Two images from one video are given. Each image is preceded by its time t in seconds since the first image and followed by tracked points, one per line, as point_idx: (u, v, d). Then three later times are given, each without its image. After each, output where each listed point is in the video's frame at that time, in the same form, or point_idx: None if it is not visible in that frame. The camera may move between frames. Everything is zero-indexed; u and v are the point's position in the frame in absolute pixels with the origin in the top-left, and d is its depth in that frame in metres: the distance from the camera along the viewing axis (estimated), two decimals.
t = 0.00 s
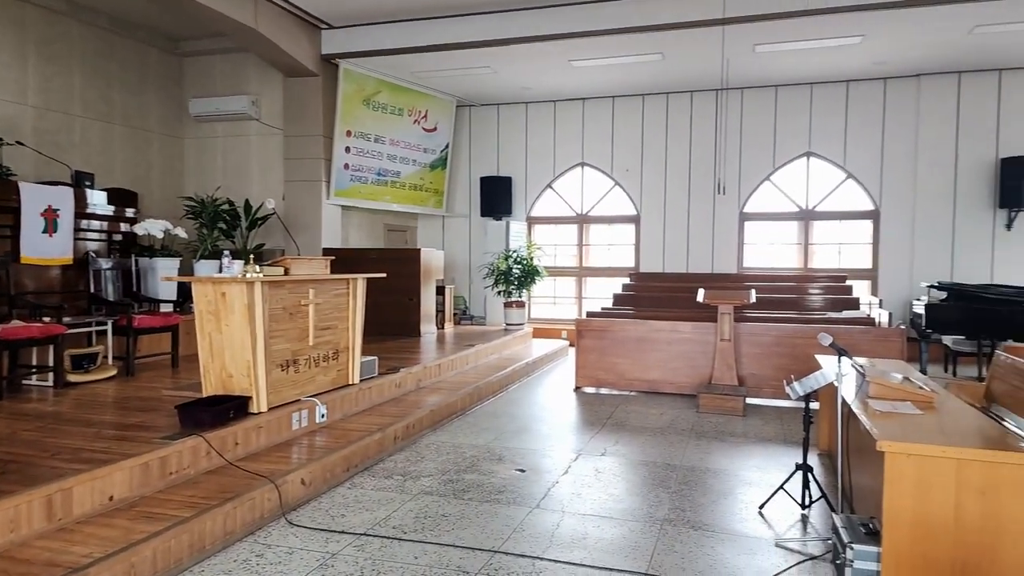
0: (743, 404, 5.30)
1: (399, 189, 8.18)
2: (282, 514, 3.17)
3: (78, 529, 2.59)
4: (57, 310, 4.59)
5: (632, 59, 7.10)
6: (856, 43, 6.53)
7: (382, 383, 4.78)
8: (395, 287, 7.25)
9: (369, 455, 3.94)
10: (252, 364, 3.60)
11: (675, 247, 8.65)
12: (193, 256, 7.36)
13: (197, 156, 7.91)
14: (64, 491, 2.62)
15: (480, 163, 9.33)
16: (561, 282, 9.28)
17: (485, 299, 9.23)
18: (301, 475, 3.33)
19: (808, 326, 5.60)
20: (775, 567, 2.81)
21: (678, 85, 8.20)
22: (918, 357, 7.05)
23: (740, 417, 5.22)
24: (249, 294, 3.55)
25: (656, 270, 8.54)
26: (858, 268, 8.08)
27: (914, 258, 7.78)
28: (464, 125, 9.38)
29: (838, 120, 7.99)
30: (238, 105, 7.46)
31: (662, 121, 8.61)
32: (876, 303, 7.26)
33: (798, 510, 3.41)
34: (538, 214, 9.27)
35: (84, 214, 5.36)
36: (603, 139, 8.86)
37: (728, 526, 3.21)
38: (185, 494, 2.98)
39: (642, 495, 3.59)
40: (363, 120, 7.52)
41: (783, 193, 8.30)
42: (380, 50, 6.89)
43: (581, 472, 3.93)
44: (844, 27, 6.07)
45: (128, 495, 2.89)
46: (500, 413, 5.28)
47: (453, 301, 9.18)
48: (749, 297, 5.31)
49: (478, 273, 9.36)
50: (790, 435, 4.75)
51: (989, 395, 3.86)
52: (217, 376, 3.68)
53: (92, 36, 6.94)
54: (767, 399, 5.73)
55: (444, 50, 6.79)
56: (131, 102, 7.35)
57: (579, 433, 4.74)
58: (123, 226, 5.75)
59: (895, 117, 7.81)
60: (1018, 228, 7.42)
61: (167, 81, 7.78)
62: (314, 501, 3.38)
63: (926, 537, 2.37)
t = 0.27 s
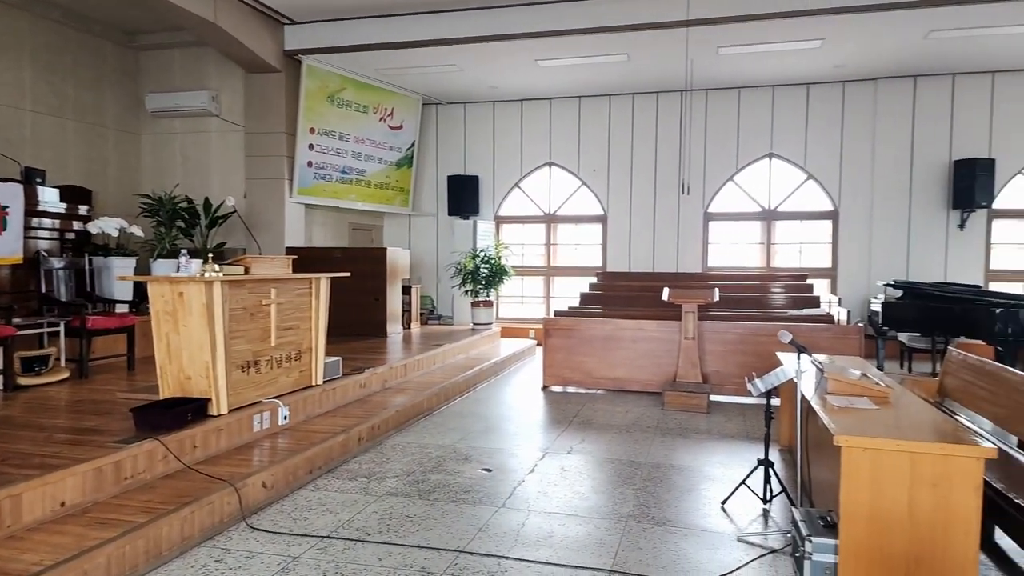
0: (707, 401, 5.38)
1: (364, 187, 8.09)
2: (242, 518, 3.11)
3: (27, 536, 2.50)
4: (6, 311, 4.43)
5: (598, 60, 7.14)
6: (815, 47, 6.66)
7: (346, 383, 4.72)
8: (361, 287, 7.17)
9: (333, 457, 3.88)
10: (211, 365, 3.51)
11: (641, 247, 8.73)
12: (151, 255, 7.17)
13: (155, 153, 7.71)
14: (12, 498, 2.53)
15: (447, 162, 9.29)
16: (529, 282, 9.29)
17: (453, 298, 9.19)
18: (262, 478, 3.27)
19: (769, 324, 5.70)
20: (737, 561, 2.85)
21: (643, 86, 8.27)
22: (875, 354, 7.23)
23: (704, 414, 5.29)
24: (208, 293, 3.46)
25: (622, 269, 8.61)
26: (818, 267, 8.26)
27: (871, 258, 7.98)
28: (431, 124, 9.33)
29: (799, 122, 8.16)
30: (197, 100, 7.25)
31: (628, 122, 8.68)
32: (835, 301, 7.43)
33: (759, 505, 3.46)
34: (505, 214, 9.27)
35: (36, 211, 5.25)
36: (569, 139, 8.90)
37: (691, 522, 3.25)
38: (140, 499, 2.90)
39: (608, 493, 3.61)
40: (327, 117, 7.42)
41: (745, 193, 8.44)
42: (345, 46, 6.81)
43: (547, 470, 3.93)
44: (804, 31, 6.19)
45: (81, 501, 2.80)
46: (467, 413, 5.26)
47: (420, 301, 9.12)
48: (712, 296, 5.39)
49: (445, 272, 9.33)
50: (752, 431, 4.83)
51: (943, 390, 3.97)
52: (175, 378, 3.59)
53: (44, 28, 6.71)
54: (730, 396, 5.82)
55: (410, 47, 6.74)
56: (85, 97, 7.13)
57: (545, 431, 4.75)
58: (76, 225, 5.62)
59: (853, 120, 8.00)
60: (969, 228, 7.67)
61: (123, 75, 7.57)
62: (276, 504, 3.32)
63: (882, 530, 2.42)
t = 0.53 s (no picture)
0: (671, 399, 5.44)
1: (328, 185, 8.03)
2: (200, 524, 3.04)
3: None
4: None
5: (564, 60, 7.16)
6: (776, 50, 6.79)
7: (309, 385, 4.65)
8: (325, 287, 7.08)
9: (295, 460, 3.82)
10: (168, 367, 3.42)
11: (608, 246, 8.78)
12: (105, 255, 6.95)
13: (110, 149, 7.48)
14: None
15: (413, 161, 9.23)
16: (496, 282, 9.27)
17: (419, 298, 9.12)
18: (221, 482, 3.20)
19: (732, 322, 5.79)
20: (699, 557, 2.88)
21: (609, 86, 8.32)
22: (835, 351, 7.39)
23: (669, 412, 5.35)
24: (164, 293, 3.37)
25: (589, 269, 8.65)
26: (780, 267, 8.41)
27: (831, 257, 8.16)
28: (396, 122, 9.26)
29: (761, 124, 8.30)
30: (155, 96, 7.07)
31: (594, 122, 8.73)
32: (796, 300, 7.59)
33: (722, 501, 3.51)
34: (472, 213, 9.24)
35: None
36: (536, 139, 8.91)
37: (654, 519, 3.27)
38: (93, 505, 2.81)
39: (573, 492, 3.62)
40: (290, 114, 7.31)
41: (710, 193, 8.56)
42: (308, 43, 6.71)
43: (513, 470, 3.92)
44: (765, 34, 6.29)
45: (30, 508, 2.70)
46: (433, 413, 5.23)
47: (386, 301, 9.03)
48: (676, 295, 5.44)
49: (411, 272, 9.26)
50: (715, 428, 4.90)
51: (898, 387, 4.07)
52: (129, 382, 3.49)
53: None
54: (695, 394, 5.89)
55: (375, 44, 6.67)
56: (36, 91, 6.87)
57: (511, 431, 4.74)
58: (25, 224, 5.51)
59: (813, 122, 8.17)
60: (924, 228, 7.90)
61: (76, 69, 7.33)
62: (235, 509, 3.26)
63: (839, 525, 2.47)
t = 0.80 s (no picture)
0: (635, 397, 5.50)
1: (291, 184, 7.90)
2: (156, 530, 2.97)
3: None
4: None
5: (529, 60, 7.18)
6: (737, 54, 6.91)
7: (270, 387, 4.58)
8: (288, 287, 6.97)
9: (256, 463, 3.76)
10: (123, 370, 3.33)
11: (574, 246, 8.84)
12: (57, 254, 6.73)
13: (63, 146, 7.25)
14: None
15: (378, 160, 9.16)
16: (462, 281, 9.25)
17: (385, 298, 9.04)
18: (178, 487, 3.14)
19: (695, 321, 5.87)
20: (661, 553, 2.92)
21: (575, 87, 8.37)
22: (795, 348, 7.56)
23: (633, 409, 5.41)
24: (118, 294, 3.28)
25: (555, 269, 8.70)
26: (742, 266, 8.57)
27: (790, 256, 8.34)
28: (361, 120, 9.17)
29: (723, 126, 8.44)
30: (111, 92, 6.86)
31: (560, 122, 8.77)
32: (757, 298, 7.74)
33: (684, 498, 3.56)
34: (437, 212, 9.20)
35: None
36: (502, 139, 8.92)
37: (618, 516, 3.31)
38: (43, 513, 2.73)
39: (538, 490, 3.63)
40: (251, 111, 7.19)
41: (673, 194, 8.68)
42: (270, 39, 6.60)
43: (479, 470, 3.92)
44: (726, 38, 6.40)
45: None
46: (398, 414, 5.19)
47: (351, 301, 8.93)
48: (641, 294, 5.49)
49: (377, 272, 9.20)
50: (678, 425, 4.97)
51: (853, 382, 4.18)
52: (82, 385, 3.39)
53: None
54: (659, 392, 5.96)
55: (339, 42, 6.60)
56: None
57: (477, 431, 4.74)
58: None
59: (773, 125, 8.34)
60: (878, 229, 8.13)
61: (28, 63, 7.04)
62: (193, 514, 3.19)
63: (796, 519, 2.53)
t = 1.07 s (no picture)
0: (599, 395, 5.54)
1: (250, 182, 7.77)
2: (107, 538, 2.88)
3: None
4: None
5: (494, 60, 7.18)
6: (698, 57, 7.01)
7: (228, 389, 4.50)
8: (248, 287, 6.84)
9: (213, 467, 3.68)
10: (72, 373, 3.22)
11: (539, 246, 8.86)
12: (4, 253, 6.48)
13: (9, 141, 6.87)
14: None
15: (342, 158, 9.06)
16: (428, 281, 9.20)
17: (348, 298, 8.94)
18: (131, 493, 3.05)
19: (658, 320, 5.94)
20: (623, 550, 2.95)
21: (540, 88, 8.40)
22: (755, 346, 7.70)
23: (597, 408, 5.44)
24: (67, 295, 3.18)
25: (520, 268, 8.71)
26: (704, 266, 8.69)
27: (751, 256, 8.50)
28: (324, 118, 9.05)
29: (686, 128, 8.56)
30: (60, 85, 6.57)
31: (525, 122, 8.79)
32: (719, 297, 7.87)
33: (646, 495, 3.59)
34: (402, 211, 9.14)
35: None
36: (467, 138, 8.90)
37: (581, 515, 3.32)
38: None
39: (501, 490, 3.63)
40: (209, 107, 7.04)
41: (637, 195, 8.77)
42: (229, 34, 6.46)
43: (442, 470, 3.90)
44: (688, 40, 6.48)
45: None
46: (361, 415, 5.13)
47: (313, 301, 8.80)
48: (605, 293, 5.53)
49: (340, 271, 9.08)
50: (641, 423, 5.02)
51: (810, 379, 4.27)
52: (29, 388, 3.27)
53: None
54: (622, 390, 6.01)
55: (300, 38, 6.49)
56: None
57: (441, 431, 4.71)
58: None
59: (734, 127, 8.49)
60: (835, 230, 8.33)
61: None
62: (146, 520, 3.11)
63: (752, 513, 2.58)
